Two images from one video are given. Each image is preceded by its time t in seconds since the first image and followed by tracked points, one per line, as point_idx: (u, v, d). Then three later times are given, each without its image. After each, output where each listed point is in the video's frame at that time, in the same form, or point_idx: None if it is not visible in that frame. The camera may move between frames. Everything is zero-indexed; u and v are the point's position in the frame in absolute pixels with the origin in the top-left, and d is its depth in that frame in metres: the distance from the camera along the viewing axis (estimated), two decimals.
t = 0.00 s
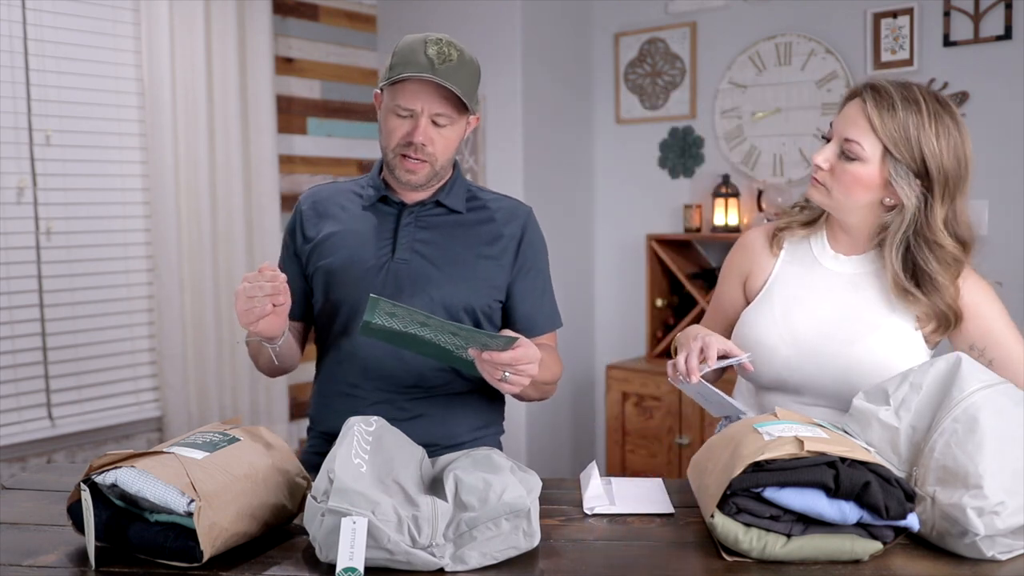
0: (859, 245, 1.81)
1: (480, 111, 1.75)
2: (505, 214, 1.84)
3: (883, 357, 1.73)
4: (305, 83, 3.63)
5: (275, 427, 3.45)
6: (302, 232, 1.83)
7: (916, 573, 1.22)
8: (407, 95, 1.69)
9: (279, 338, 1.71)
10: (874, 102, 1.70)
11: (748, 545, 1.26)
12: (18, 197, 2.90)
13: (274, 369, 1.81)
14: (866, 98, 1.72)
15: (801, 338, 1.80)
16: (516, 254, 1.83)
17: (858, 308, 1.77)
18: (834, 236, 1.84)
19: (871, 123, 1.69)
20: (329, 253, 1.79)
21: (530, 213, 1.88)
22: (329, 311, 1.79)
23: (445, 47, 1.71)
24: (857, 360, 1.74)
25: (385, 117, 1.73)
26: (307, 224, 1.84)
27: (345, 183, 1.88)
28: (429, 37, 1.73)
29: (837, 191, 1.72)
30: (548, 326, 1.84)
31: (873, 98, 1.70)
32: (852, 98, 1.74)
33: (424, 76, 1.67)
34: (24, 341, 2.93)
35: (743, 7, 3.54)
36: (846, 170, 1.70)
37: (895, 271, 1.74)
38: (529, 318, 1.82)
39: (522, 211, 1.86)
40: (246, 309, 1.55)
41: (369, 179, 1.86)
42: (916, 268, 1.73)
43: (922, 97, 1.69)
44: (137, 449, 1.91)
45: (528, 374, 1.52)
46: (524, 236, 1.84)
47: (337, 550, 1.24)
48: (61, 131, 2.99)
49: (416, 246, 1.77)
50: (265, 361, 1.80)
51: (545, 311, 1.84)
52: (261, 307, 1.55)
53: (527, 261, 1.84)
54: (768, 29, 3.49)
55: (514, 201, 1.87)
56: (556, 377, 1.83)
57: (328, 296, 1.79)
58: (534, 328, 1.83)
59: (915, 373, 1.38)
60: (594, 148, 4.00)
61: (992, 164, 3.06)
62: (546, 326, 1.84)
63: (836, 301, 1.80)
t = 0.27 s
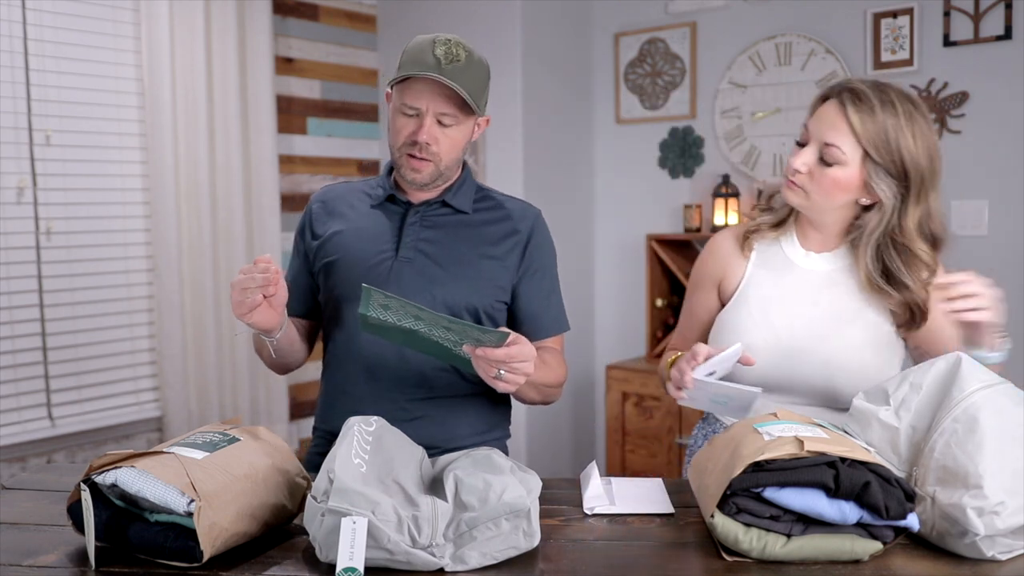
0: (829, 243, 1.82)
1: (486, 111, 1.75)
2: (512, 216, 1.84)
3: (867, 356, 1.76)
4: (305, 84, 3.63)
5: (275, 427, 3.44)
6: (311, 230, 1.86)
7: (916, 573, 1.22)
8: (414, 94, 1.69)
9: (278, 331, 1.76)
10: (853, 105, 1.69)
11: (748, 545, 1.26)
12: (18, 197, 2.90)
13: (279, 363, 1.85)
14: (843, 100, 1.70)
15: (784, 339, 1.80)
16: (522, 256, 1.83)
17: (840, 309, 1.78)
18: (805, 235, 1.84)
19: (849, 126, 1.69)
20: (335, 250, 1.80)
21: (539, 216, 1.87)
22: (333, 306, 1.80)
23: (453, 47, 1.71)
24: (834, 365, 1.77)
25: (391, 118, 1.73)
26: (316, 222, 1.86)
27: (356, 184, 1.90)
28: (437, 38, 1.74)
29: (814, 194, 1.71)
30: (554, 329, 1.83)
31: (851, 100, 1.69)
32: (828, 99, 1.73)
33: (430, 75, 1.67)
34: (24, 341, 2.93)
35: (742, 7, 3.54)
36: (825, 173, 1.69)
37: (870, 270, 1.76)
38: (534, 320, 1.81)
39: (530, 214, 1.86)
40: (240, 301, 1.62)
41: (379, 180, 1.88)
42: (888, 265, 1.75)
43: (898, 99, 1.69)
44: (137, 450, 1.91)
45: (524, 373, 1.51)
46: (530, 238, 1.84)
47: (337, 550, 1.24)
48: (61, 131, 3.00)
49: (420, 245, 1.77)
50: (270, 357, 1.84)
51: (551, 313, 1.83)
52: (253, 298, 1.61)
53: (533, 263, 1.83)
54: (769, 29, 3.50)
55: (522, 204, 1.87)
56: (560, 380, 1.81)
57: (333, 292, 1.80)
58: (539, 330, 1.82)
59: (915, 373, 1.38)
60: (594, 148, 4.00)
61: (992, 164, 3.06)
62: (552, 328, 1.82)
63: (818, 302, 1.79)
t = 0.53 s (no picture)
0: (784, 239, 1.92)
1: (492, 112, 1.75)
2: (518, 216, 1.83)
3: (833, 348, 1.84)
4: (305, 84, 3.63)
5: (275, 427, 3.44)
6: (318, 229, 1.87)
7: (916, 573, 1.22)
8: (420, 95, 1.69)
9: (280, 330, 1.76)
10: (801, 107, 1.81)
11: (748, 545, 1.26)
12: (18, 197, 2.90)
13: (282, 361, 1.84)
14: (791, 103, 1.83)
15: (750, 335, 1.87)
16: (527, 256, 1.82)
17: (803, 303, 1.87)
18: (761, 234, 1.93)
19: (800, 128, 1.81)
20: (340, 250, 1.81)
21: (545, 216, 1.87)
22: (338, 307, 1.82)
23: (459, 48, 1.71)
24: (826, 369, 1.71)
25: (397, 118, 1.73)
26: (322, 221, 1.87)
27: (362, 183, 1.91)
28: (444, 38, 1.74)
29: (770, 194, 1.82)
30: (560, 330, 1.82)
31: (798, 103, 1.82)
32: (776, 103, 1.85)
33: (437, 75, 1.67)
34: (24, 341, 2.93)
35: (743, 7, 3.54)
36: (779, 174, 1.81)
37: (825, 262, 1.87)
38: (539, 320, 1.80)
39: (537, 215, 1.85)
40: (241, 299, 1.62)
41: (385, 180, 1.88)
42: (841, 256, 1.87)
43: (843, 99, 1.82)
44: (137, 449, 1.91)
45: (523, 371, 1.51)
46: (536, 238, 1.83)
47: (337, 550, 1.24)
48: (61, 131, 2.99)
49: (425, 244, 1.77)
50: (272, 355, 1.83)
51: (557, 314, 1.82)
52: (253, 296, 1.61)
53: (538, 263, 1.82)
54: (769, 29, 3.50)
55: (528, 204, 1.86)
56: (565, 382, 1.80)
57: (338, 292, 1.81)
58: (545, 331, 1.81)
59: (915, 373, 1.38)
60: (594, 148, 4.00)
61: (992, 164, 3.06)
62: (558, 329, 1.81)
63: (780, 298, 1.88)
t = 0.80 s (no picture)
0: (736, 239, 1.96)
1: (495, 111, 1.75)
2: (521, 216, 1.83)
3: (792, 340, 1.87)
4: (305, 84, 3.63)
5: (275, 427, 3.44)
6: (321, 229, 1.87)
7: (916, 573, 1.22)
8: (421, 94, 1.69)
9: (282, 330, 1.76)
10: (745, 109, 1.86)
11: (748, 545, 1.26)
12: (18, 197, 2.90)
13: (286, 360, 1.84)
14: (735, 105, 1.87)
15: (709, 336, 1.91)
16: (530, 257, 1.82)
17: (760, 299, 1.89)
18: (715, 237, 1.98)
19: (745, 129, 1.86)
20: (343, 250, 1.81)
21: (548, 216, 1.86)
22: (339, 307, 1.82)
23: (461, 47, 1.71)
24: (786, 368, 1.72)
25: (399, 118, 1.73)
26: (325, 222, 1.87)
27: (365, 184, 1.90)
28: (446, 37, 1.74)
29: (721, 195, 1.87)
30: (563, 330, 1.82)
31: (742, 105, 1.86)
32: (720, 106, 1.89)
33: (440, 75, 1.67)
34: (24, 341, 2.93)
35: (742, 7, 3.54)
36: (729, 175, 1.85)
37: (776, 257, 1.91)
38: (542, 320, 1.80)
39: (540, 215, 1.85)
40: (242, 299, 1.62)
41: (387, 180, 1.88)
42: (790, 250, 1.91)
43: (783, 98, 1.88)
44: (137, 449, 1.91)
45: (523, 372, 1.51)
46: (539, 238, 1.83)
47: (337, 550, 1.24)
48: (61, 131, 3.00)
49: (427, 245, 1.77)
50: (275, 355, 1.83)
51: (560, 314, 1.82)
52: (254, 296, 1.61)
53: (541, 263, 1.82)
54: (769, 29, 3.50)
55: (531, 204, 1.86)
56: (568, 382, 1.80)
57: (340, 293, 1.81)
58: (547, 331, 1.81)
59: (915, 373, 1.38)
60: (594, 148, 4.00)
61: (992, 164, 3.06)
62: (561, 329, 1.81)
63: (738, 297, 1.91)
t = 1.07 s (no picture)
0: (710, 240, 1.97)
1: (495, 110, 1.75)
2: (520, 216, 1.83)
3: (772, 339, 1.88)
4: (305, 84, 3.63)
5: (275, 427, 3.44)
6: (320, 230, 1.87)
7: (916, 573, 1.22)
8: (421, 92, 1.69)
9: (282, 330, 1.76)
10: (711, 109, 1.88)
11: (748, 545, 1.26)
12: (18, 197, 2.90)
13: (286, 360, 1.84)
14: (701, 106, 1.89)
15: (688, 335, 1.91)
16: (530, 257, 1.81)
17: (739, 297, 1.90)
18: (689, 238, 1.98)
19: (713, 129, 1.87)
20: (342, 250, 1.81)
21: (548, 216, 1.86)
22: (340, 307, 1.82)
23: (461, 46, 1.71)
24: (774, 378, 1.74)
25: (399, 117, 1.73)
26: (324, 222, 1.87)
27: (365, 184, 1.90)
28: (447, 36, 1.74)
29: (693, 195, 1.88)
30: (563, 330, 1.82)
31: (708, 106, 1.88)
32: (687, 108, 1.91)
33: (441, 72, 1.67)
34: (24, 341, 2.93)
35: (743, 7, 3.54)
36: (700, 175, 1.86)
37: (749, 255, 1.91)
38: (542, 321, 1.80)
39: (540, 216, 1.85)
40: (241, 300, 1.62)
41: (387, 180, 1.88)
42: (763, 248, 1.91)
43: (748, 98, 1.90)
44: (137, 449, 1.91)
45: (523, 374, 1.51)
46: (539, 238, 1.83)
47: (337, 550, 1.24)
48: (61, 131, 3.00)
49: (427, 245, 1.77)
50: (275, 355, 1.83)
51: (560, 314, 1.81)
52: (253, 296, 1.61)
53: (541, 263, 1.82)
54: (769, 29, 3.50)
55: (531, 204, 1.86)
56: (568, 382, 1.80)
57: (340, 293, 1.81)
58: (547, 331, 1.80)
59: (915, 373, 1.38)
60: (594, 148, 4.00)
61: (992, 164, 3.06)
62: (561, 330, 1.81)
63: (715, 297, 1.91)
